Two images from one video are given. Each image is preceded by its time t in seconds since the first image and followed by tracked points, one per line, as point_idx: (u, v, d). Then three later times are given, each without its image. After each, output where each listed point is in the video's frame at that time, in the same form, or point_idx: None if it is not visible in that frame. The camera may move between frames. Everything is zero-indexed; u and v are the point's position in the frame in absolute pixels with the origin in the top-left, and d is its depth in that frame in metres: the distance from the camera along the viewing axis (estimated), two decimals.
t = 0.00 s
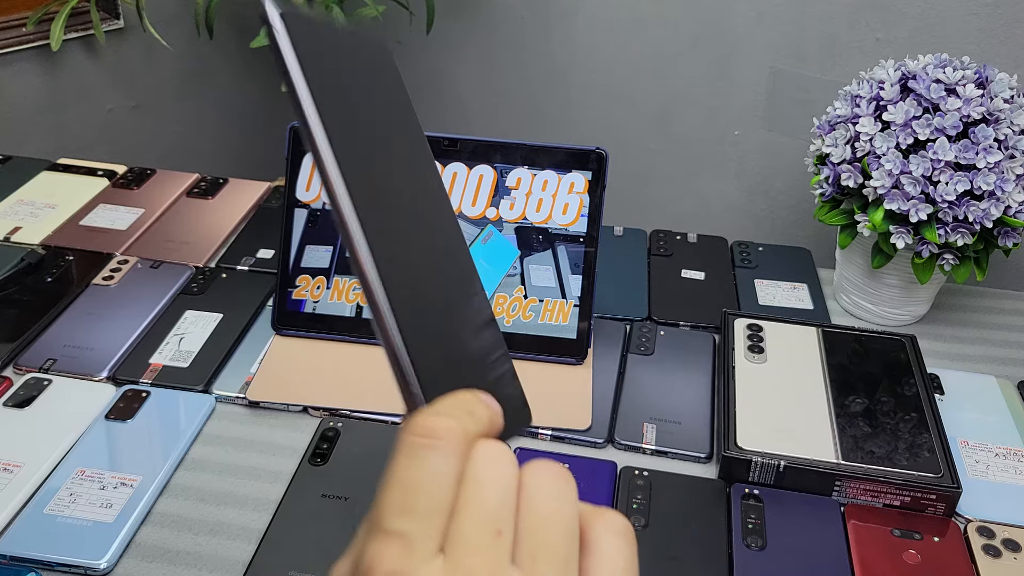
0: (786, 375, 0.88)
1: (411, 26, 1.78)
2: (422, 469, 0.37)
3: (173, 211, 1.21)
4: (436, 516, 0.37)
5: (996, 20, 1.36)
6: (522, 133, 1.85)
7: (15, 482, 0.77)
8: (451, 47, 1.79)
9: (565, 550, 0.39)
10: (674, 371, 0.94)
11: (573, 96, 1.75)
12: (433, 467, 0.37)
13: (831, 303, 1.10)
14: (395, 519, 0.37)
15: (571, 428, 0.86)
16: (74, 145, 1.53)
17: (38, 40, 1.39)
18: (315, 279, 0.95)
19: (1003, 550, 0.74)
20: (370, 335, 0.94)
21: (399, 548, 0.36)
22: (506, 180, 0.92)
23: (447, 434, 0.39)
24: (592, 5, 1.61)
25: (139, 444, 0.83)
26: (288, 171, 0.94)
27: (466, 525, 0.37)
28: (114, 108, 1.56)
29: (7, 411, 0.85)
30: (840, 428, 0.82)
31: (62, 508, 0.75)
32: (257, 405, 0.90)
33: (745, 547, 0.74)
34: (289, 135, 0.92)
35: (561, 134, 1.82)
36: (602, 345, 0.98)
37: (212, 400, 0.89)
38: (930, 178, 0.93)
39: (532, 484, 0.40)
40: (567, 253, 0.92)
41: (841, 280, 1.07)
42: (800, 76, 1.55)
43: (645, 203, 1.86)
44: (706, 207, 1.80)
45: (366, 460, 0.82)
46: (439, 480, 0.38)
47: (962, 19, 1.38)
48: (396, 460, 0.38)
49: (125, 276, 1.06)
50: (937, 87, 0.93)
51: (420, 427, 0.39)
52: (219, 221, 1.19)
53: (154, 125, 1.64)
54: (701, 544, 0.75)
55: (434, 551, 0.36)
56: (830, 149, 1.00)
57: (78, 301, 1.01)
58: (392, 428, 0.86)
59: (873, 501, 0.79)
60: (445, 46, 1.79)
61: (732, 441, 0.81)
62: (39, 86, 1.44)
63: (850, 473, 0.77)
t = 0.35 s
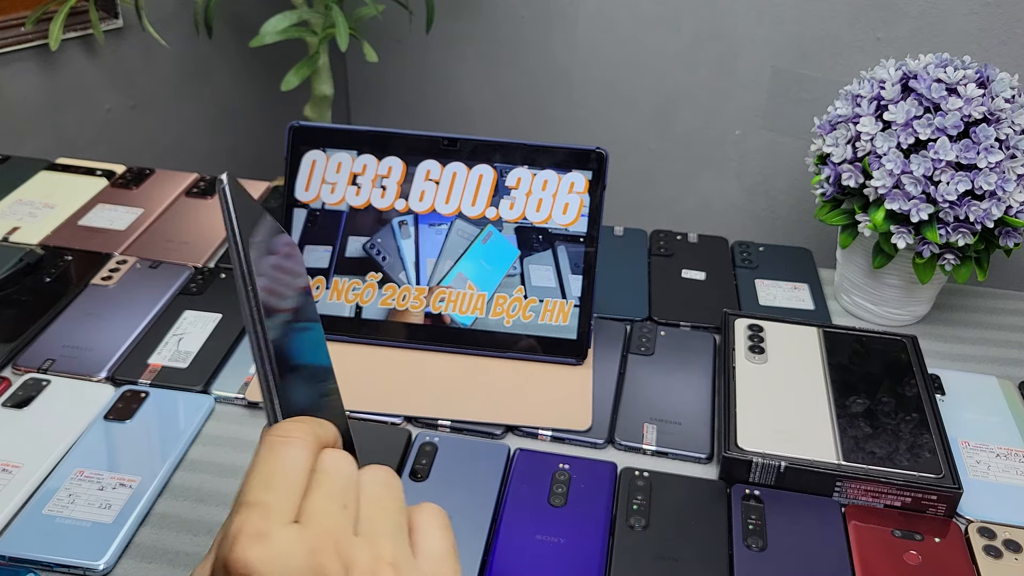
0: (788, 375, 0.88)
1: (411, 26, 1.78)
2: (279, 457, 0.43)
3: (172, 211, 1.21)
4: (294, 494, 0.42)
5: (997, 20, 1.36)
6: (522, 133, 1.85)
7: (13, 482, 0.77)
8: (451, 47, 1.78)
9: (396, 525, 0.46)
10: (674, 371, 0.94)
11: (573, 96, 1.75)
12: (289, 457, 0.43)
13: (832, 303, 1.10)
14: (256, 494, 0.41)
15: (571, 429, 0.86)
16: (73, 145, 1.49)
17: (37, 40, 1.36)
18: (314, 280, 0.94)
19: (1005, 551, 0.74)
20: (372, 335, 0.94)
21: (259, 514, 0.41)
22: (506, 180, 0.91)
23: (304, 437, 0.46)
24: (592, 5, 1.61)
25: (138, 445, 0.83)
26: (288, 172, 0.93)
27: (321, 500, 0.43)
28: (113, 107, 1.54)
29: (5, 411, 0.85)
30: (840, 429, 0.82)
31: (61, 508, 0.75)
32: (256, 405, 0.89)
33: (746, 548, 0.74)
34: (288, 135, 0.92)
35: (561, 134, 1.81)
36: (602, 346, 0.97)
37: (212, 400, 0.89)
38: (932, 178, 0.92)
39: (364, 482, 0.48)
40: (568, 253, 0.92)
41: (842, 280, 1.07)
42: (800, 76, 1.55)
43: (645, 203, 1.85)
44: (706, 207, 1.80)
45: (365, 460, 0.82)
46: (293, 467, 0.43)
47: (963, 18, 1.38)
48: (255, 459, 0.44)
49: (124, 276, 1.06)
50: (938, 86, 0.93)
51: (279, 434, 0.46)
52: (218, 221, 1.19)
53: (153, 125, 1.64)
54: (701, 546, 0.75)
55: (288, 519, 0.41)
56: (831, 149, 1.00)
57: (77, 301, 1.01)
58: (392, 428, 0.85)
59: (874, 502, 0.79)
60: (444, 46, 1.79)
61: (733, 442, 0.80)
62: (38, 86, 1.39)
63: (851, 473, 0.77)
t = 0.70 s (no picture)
0: (786, 374, 0.89)
1: (412, 27, 1.79)
2: (376, 551, 0.35)
3: (175, 211, 1.22)
4: None
5: (995, 21, 1.37)
6: (522, 134, 1.86)
7: (17, 481, 0.78)
8: (451, 48, 1.79)
9: None
10: (673, 370, 0.95)
11: (573, 97, 1.76)
12: (385, 549, 0.35)
13: (830, 303, 1.10)
14: None
15: (571, 428, 0.86)
16: (74, 146, 1.50)
17: (41, 41, 1.37)
18: (315, 279, 0.95)
19: (1002, 549, 0.74)
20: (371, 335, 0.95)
21: None
22: (506, 181, 0.92)
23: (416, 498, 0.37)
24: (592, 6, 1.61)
25: (140, 444, 0.83)
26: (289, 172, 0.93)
27: None
28: (116, 108, 1.55)
29: (8, 411, 0.86)
30: (838, 428, 0.82)
31: (63, 507, 0.76)
32: (258, 404, 0.90)
33: (744, 546, 0.75)
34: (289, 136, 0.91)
35: (562, 134, 1.82)
36: (602, 345, 0.98)
37: (213, 399, 0.90)
38: (929, 178, 0.93)
39: (486, 550, 0.38)
40: (567, 254, 0.93)
41: (840, 280, 1.08)
42: (799, 77, 1.55)
43: (645, 204, 1.86)
44: (706, 207, 1.80)
45: (366, 458, 0.83)
46: (390, 561, 0.35)
47: (961, 20, 1.38)
48: (352, 544, 0.36)
49: (126, 276, 1.07)
50: (936, 87, 0.94)
51: (384, 494, 0.37)
52: (220, 221, 1.20)
53: (155, 125, 1.64)
54: (700, 543, 0.75)
55: None
56: (829, 150, 1.01)
57: (79, 301, 1.02)
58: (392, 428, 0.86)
59: (871, 500, 0.79)
60: (445, 47, 1.80)
61: (731, 441, 0.81)
62: (41, 87, 1.40)
63: (849, 472, 0.78)
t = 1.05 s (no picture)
0: (786, 374, 0.89)
1: (412, 27, 1.79)
2: None
3: (175, 211, 1.22)
4: None
5: (996, 21, 1.37)
6: (523, 134, 1.86)
7: (17, 481, 0.78)
8: (451, 48, 1.79)
9: None
10: (673, 370, 0.95)
11: (573, 97, 1.76)
12: None
13: (830, 303, 1.10)
14: None
15: (571, 428, 0.86)
16: (75, 146, 1.51)
17: (41, 41, 1.37)
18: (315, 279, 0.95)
19: (1002, 549, 0.74)
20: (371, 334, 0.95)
21: None
22: (506, 181, 0.92)
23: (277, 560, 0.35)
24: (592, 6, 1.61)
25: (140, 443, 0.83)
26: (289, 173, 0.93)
27: None
28: (116, 108, 1.55)
29: (9, 411, 0.86)
30: (838, 428, 0.82)
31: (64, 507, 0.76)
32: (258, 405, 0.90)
33: (744, 546, 0.75)
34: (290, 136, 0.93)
35: (562, 134, 1.82)
36: (601, 346, 0.98)
37: (213, 399, 0.90)
38: (929, 178, 0.93)
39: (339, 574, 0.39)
40: (567, 253, 0.93)
41: (841, 280, 1.08)
42: (799, 77, 1.55)
43: (644, 204, 1.86)
44: (706, 207, 1.81)
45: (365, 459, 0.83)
46: None
47: (961, 19, 1.38)
48: None
49: (127, 276, 1.07)
50: (935, 87, 0.94)
51: (243, 557, 0.35)
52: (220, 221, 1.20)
53: (155, 125, 1.64)
54: (700, 543, 0.75)
55: None
56: (829, 150, 1.01)
57: (79, 301, 1.02)
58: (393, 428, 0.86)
59: (872, 500, 0.79)
60: (445, 47, 1.80)
61: (731, 441, 0.81)
62: (41, 87, 1.40)
63: (849, 472, 0.78)
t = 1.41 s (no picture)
0: (786, 374, 0.89)
1: (411, 27, 1.78)
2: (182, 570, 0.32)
3: (174, 211, 1.21)
4: None
5: (997, 21, 1.36)
6: (523, 133, 1.85)
7: (16, 481, 0.78)
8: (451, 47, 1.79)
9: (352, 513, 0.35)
10: (674, 370, 0.95)
11: (573, 96, 1.75)
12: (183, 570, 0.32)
13: (831, 303, 1.10)
14: None
15: (572, 428, 0.86)
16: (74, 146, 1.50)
17: (39, 40, 1.36)
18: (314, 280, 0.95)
19: (1003, 550, 0.74)
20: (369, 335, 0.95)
21: None
22: (506, 180, 0.91)
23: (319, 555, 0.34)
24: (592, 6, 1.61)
25: (139, 444, 0.83)
26: (288, 172, 0.93)
27: None
28: (115, 108, 1.54)
29: (7, 411, 0.86)
30: (839, 428, 0.82)
31: (63, 508, 0.75)
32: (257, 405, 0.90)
33: (745, 547, 0.75)
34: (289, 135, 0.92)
35: (562, 134, 1.82)
36: (602, 346, 0.98)
37: (213, 399, 0.89)
38: (930, 178, 0.93)
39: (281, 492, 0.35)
40: (567, 253, 0.92)
41: (842, 280, 1.07)
42: (800, 77, 1.55)
43: (645, 203, 1.86)
44: (706, 207, 1.80)
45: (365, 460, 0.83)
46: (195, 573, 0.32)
47: (962, 19, 1.38)
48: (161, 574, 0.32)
49: (126, 276, 1.06)
50: (936, 87, 0.93)
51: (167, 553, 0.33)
52: (219, 221, 1.20)
53: (154, 125, 1.64)
54: (700, 544, 0.75)
55: None
56: (830, 149, 1.00)
57: (78, 301, 1.01)
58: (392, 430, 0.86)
59: (873, 500, 0.79)
60: (445, 46, 1.80)
61: (732, 441, 0.81)
62: (40, 86, 1.40)
63: (850, 472, 0.78)
